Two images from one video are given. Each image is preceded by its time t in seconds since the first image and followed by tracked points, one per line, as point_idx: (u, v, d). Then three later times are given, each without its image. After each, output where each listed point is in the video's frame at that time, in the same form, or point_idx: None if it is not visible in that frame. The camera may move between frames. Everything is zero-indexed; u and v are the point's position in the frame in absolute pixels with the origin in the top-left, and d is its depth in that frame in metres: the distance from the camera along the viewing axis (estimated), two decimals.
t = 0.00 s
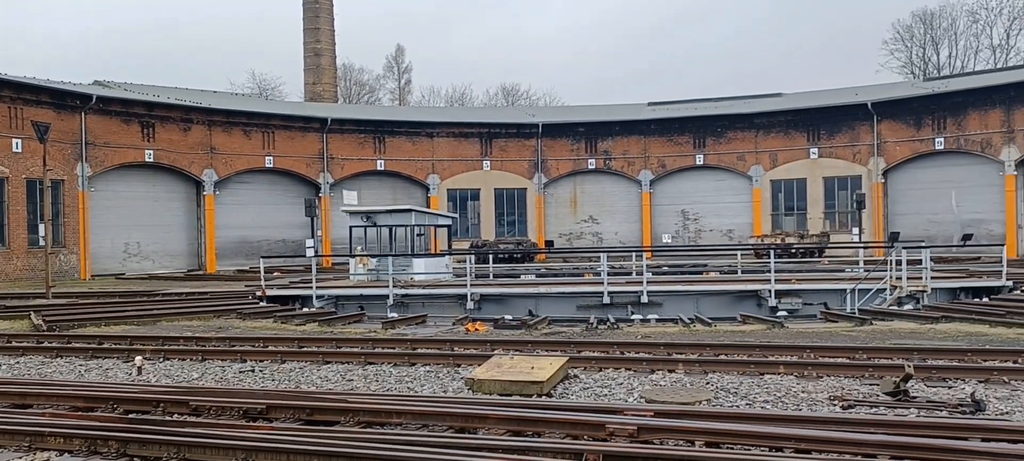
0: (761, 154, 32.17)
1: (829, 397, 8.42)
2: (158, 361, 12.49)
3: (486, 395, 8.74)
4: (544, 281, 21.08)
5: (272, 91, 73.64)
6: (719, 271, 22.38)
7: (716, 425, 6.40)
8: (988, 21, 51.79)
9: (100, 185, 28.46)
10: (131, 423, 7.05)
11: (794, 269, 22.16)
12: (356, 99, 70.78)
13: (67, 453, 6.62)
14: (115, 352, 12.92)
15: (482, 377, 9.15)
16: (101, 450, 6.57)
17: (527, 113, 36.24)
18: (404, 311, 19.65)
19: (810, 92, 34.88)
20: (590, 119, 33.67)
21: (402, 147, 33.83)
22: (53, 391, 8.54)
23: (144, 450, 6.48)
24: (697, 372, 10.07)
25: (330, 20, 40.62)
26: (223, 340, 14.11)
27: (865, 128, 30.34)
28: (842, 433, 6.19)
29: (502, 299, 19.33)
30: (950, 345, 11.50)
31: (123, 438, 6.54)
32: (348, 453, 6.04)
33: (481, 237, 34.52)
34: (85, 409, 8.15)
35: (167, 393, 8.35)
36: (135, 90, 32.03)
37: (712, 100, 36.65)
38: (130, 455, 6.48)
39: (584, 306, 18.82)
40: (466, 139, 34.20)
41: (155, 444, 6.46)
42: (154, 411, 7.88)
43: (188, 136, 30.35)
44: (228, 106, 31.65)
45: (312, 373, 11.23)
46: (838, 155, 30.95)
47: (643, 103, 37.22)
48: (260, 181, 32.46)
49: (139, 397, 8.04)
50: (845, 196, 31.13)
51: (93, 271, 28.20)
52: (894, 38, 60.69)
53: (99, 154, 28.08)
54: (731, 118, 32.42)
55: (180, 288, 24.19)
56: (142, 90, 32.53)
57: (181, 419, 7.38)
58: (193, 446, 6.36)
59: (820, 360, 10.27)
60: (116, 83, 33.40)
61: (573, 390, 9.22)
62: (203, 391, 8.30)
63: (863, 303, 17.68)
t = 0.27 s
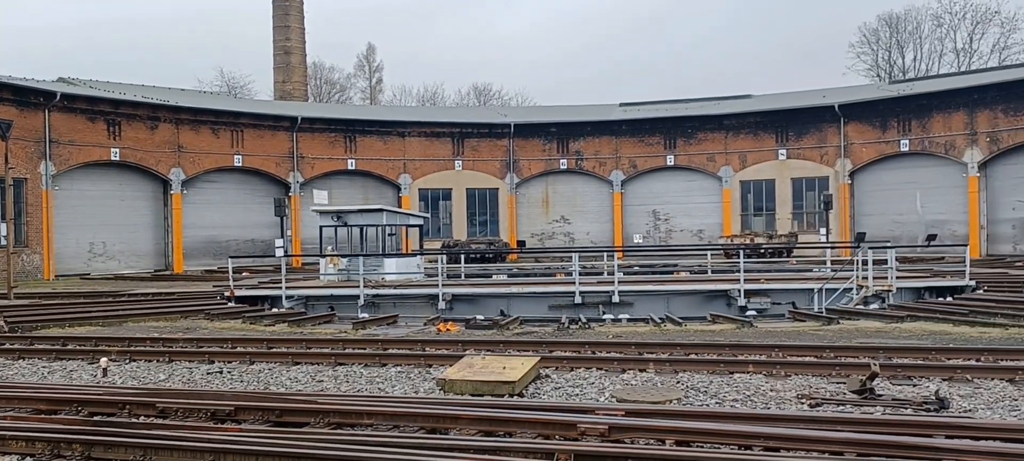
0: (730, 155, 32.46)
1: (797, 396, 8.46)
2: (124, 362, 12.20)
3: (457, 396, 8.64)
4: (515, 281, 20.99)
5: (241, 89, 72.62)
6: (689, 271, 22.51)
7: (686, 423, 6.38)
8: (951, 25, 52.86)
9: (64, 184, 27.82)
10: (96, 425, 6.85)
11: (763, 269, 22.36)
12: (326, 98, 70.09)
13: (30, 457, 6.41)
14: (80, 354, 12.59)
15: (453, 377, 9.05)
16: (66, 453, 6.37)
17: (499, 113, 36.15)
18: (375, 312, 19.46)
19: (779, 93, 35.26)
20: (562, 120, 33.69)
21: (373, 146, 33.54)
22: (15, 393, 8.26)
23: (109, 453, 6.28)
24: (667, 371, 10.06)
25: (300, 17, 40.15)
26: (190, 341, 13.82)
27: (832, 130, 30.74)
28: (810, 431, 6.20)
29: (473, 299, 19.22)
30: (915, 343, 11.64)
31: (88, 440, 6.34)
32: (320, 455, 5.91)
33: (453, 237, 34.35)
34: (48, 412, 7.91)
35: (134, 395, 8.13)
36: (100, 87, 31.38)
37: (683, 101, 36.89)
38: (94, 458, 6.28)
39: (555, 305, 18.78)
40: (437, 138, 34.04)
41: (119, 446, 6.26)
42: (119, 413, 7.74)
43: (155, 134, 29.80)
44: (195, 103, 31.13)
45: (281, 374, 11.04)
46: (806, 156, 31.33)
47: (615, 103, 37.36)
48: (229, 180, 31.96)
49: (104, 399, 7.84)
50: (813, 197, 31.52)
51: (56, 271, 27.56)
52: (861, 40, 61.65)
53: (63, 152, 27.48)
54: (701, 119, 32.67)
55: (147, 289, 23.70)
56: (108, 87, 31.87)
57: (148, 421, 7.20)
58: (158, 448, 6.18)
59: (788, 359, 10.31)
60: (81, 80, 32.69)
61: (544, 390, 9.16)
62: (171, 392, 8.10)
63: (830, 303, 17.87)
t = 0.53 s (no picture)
0: (706, 156, 32.67)
1: (771, 395, 8.49)
2: (95, 364, 11.96)
3: (434, 396, 8.57)
4: (492, 281, 20.94)
5: (215, 88, 71.76)
6: (666, 271, 22.60)
7: (662, 423, 6.37)
8: (922, 29, 53.68)
9: (35, 182, 27.30)
10: (66, 428, 6.69)
11: (739, 269, 22.51)
12: (302, 97, 69.50)
13: None
14: (50, 355, 12.32)
15: (430, 377, 8.97)
16: (34, 456, 6.21)
17: (476, 113, 36.06)
18: (352, 312, 19.29)
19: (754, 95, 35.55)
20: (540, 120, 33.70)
21: (349, 146, 33.29)
22: None
23: (80, 456, 6.13)
24: (643, 370, 10.07)
25: (275, 15, 39.76)
26: (163, 343, 13.59)
27: (806, 131, 31.08)
28: (785, 429, 6.22)
29: (450, 299, 19.13)
30: (887, 343, 11.76)
31: (57, 443, 6.19)
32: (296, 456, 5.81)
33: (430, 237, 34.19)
34: (17, 415, 7.72)
35: (106, 396, 7.96)
36: (72, 85, 30.85)
37: (660, 102, 37.06)
38: (64, 460, 6.13)
39: (532, 305, 18.75)
40: (414, 138, 33.88)
41: (91, 449, 6.12)
42: (90, 415, 7.58)
43: (128, 133, 29.33)
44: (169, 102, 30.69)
45: (256, 375, 10.88)
46: (781, 158, 31.63)
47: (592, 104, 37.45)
48: (203, 180, 31.54)
49: (75, 401, 7.68)
50: (787, 198, 31.81)
51: (26, 271, 27.03)
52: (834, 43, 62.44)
53: (34, 150, 26.95)
54: (678, 120, 32.86)
55: (119, 289, 23.30)
56: (79, 85, 31.33)
57: (119, 423, 7.04)
58: (131, 450, 6.06)
59: (763, 358, 10.37)
60: (52, 77, 32.11)
61: (521, 390, 9.12)
62: (144, 394, 7.94)
63: (804, 303, 18.03)
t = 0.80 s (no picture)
0: (688, 157, 32.81)
1: (752, 394, 8.51)
2: (73, 365, 11.76)
3: (417, 397, 8.51)
4: (474, 281, 20.88)
5: (195, 86, 71.03)
6: (648, 271, 22.67)
7: (644, 422, 6.36)
8: (901, 31, 54.27)
9: (11, 181, 26.88)
10: (43, 430, 6.55)
11: (720, 269, 22.61)
12: (283, 96, 68.99)
13: None
14: (26, 357, 12.10)
15: (412, 378, 8.91)
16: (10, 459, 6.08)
17: (458, 113, 35.98)
18: (333, 313, 19.14)
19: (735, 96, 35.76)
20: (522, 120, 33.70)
21: (331, 145, 33.08)
22: None
23: (56, 459, 6.01)
24: (626, 370, 10.07)
25: (256, 14, 39.43)
26: (142, 343, 13.39)
27: (787, 133, 31.31)
28: (765, 429, 6.22)
29: (432, 299, 19.06)
30: (866, 342, 11.85)
31: (33, 446, 6.06)
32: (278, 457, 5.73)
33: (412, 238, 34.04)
34: None
35: (84, 398, 7.82)
36: (50, 83, 30.41)
37: (642, 103, 37.19)
38: None
39: (515, 306, 18.71)
40: (396, 138, 33.74)
41: (68, 451, 6.00)
42: (67, 417, 7.43)
43: (107, 132, 28.96)
44: (148, 100, 30.33)
45: (236, 376, 10.75)
46: (762, 159, 31.83)
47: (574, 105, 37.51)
48: (183, 179, 31.20)
49: (52, 403, 7.53)
50: (768, 199, 32.02)
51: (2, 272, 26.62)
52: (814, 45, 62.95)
53: (10, 149, 26.53)
54: (660, 121, 32.99)
55: (97, 290, 22.97)
56: (57, 83, 30.90)
57: (97, 425, 6.91)
58: (110, 452, 5.96)
59: (744, 358, 10.40)
60: (29, 75, 31.64)
61: (503, 390, 9.08)
62: (123, 395, 7.80)
63: (785, 303, 18.12)
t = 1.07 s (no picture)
0: (672, 157, 32.95)
1: (734, 394, 8.53)
2: (52, 366, 11.59)
3: (400, 397, 8.45)
4: (458, 281, 20.82)
5: (177, 85, 70.38)
6: (632, 271, 22.72)
7: (628, 422, 6.35)
8: (882, 34, 54.77)
9: None
10: (22, 432, 6.44)
11: (704, 269, 22.70)
12: (266, 96, 68.52)
13: None
14: (4, 358, 11.91)
15: (396, 379, 8.85)
16: None
17: (443, 113, 35.90)
18: (316, 313, 19.00)
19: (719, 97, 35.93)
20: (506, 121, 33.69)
21: (314, 145, 32.89)
22: None
23: None
24: (610, 370, 10.06)
25: (239, 13, 39.14)
26: (123, 344, 13.22)
27: (770, 134, 31.51)
28: (747, 428, 6.23)
29: (416, 299, 18.98)
30: (848, 342, 11.94)
31: (12, 448, 5.96)
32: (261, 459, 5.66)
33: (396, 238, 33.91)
34: None
35: (63, 399, 7.70)
36: (30, 81, 30.05)
37: (626, 104, 37.28)
38: None
39: (499, 306, 18.68)
40: (380, 138, 33.60)
41: (47, 453, 5.91)
42: (46, 419, 7.30)
43: (87, 130, 28.63)
44: (130, 99, 30.03)
45: (218, 377, 10.63)
46: (745, 160, 32.01)
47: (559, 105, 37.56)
48: (165, 179, 30.89)
49: (30, 405, 7.41)
50: (751, 199, 32.21)
51: None
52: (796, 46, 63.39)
53: None
54: (644, 122, 33.10)
55: (76, 290, 22.68)
56: (37, 81, 30.54)
57: (76, 427, 6.80)
58: (90, 454, 5.87)
59: (727, 358, 10.43)
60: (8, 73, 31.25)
61: (487, 391, 9.05)
62: (103, 396, 7.69)
63: (767, 303, 18.19)
